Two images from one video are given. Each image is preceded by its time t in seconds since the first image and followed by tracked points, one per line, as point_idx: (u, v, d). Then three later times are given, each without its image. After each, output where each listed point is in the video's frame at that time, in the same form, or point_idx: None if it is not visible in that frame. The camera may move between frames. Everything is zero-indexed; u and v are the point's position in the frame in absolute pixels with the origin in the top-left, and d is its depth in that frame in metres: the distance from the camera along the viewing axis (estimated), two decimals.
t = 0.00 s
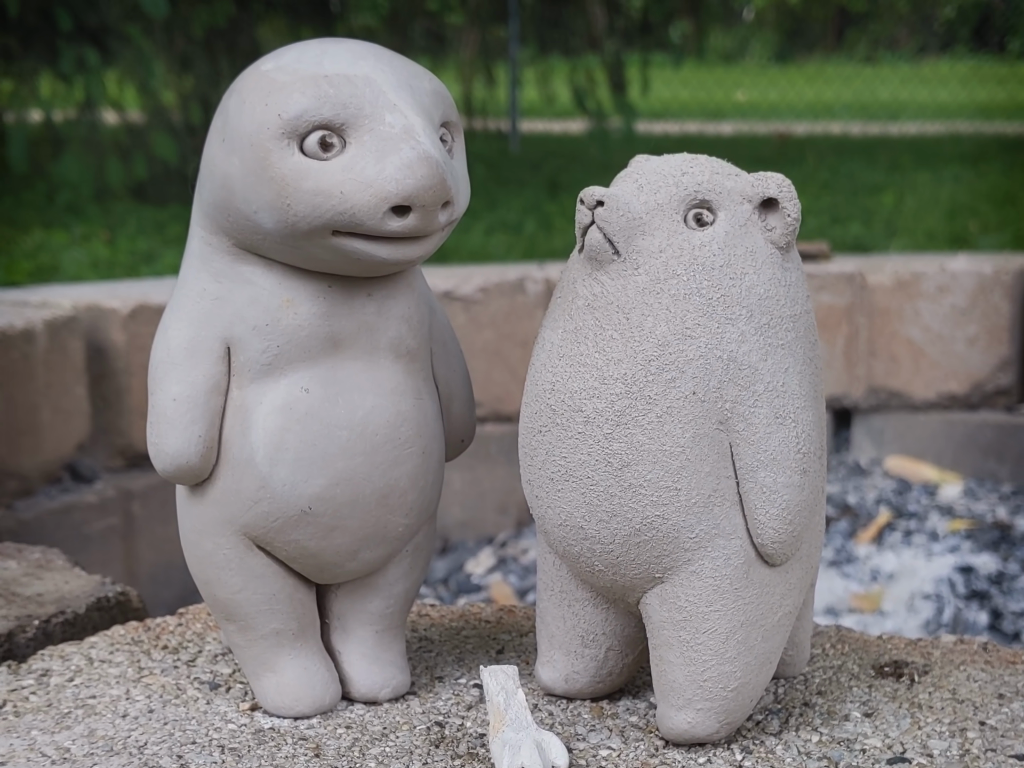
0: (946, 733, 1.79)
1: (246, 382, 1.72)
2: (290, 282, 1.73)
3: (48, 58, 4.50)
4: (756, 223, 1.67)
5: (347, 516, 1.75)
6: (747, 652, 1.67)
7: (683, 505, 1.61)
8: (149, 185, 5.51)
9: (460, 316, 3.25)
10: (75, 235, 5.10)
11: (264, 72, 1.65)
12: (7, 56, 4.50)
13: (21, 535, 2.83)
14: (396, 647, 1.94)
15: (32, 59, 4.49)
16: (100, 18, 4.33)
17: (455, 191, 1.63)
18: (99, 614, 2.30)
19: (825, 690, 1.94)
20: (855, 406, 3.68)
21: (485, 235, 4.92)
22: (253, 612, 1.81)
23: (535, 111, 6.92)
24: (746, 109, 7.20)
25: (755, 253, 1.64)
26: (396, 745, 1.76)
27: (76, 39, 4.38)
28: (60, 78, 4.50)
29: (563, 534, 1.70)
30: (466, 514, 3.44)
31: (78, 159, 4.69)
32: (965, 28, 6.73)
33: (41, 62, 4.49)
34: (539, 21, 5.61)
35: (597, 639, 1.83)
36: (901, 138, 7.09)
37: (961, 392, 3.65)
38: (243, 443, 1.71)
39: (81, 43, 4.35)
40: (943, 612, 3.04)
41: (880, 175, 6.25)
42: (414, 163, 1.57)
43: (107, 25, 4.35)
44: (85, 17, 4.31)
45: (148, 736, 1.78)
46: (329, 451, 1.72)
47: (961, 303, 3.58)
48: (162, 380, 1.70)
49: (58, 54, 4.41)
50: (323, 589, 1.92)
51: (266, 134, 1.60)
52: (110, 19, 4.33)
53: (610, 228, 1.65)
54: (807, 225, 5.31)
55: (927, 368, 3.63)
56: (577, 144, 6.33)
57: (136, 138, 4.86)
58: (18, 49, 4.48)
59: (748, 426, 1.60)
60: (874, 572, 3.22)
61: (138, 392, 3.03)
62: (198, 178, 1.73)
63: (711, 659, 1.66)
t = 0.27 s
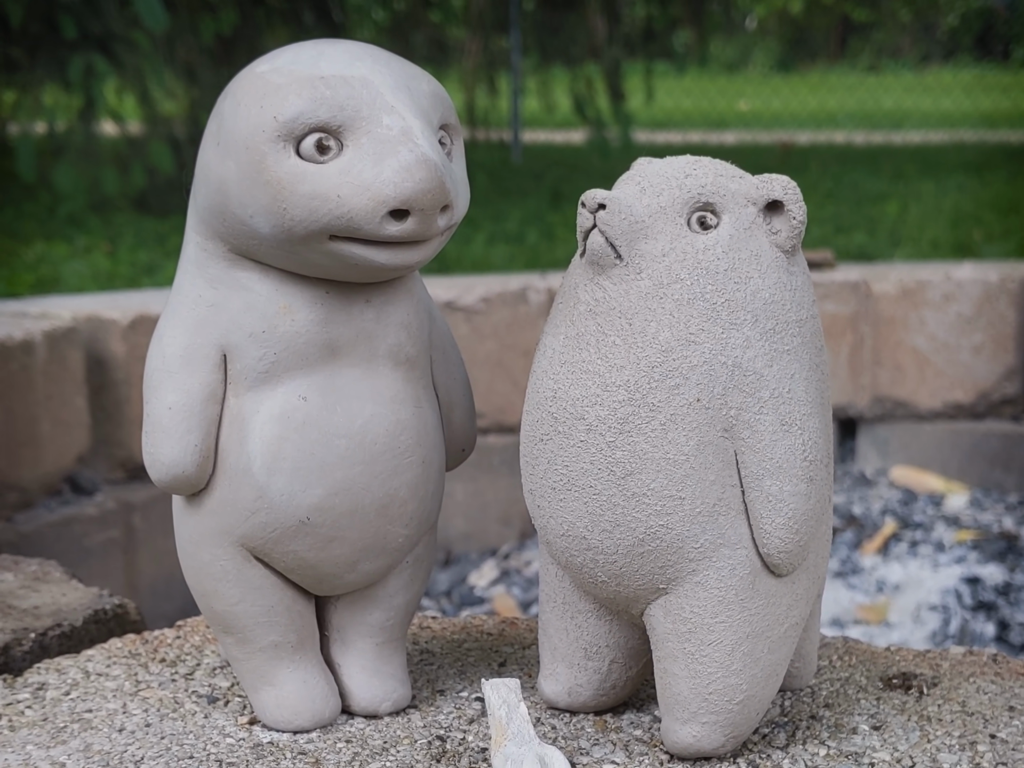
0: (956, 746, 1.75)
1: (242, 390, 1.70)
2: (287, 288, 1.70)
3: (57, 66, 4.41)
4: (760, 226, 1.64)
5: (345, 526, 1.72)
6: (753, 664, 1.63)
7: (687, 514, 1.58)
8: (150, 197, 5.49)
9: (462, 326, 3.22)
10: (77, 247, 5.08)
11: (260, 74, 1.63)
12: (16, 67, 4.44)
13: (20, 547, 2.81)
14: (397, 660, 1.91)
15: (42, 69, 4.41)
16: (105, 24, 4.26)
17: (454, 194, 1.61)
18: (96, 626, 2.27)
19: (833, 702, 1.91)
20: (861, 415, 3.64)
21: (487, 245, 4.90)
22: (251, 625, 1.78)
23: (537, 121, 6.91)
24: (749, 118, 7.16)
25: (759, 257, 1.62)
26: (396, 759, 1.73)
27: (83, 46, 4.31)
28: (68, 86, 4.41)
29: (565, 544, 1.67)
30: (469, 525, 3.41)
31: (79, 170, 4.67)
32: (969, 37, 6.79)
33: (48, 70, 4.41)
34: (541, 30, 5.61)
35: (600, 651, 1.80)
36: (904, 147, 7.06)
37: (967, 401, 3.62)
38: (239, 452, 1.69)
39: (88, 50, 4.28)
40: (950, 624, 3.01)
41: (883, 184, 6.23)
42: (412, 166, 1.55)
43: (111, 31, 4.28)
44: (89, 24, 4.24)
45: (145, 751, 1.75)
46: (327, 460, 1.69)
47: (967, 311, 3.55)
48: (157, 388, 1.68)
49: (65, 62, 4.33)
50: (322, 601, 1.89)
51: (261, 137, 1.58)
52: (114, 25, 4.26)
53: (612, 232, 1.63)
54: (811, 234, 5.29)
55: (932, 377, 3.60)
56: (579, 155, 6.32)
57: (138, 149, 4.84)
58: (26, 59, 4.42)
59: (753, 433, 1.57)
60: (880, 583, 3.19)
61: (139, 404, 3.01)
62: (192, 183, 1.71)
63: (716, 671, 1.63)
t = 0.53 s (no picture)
0: (965, 761, 1.73)
1: (241, 398, 1.67)
2: (286, 295, 1.67)
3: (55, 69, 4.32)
4: (767, 232, 1.62)
5: (345, 536, 1.70)
6: (759, 677, 1.61)
7: (692, 525, 1.55)
8: (148, 201, 5.46)
9: (459, 332, 3.20)
10: (72, 251, 5.05)
11: (259, 78, 1.60)
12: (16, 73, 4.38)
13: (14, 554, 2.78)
14: (397, 672, 1.88)
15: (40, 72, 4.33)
16: (104, 26, 4.18)
17: (456, 199, 1.58)
18: (92, 636, 2.24)
19: (839, 715, 1.88)
20: (861, 421, 3.62)
21: (485, 251, 4.87)
22: (249, 636, 1.75)
23: (535, 126, 6.89)
24: (746, 123, 7.17)
25: (766, 263, 1.59)
26: None
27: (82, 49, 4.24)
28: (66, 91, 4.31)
29: (568, 555, 1.64)
30: (466, 532, 3.38)
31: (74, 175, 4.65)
32: (968, 43, 6.93)
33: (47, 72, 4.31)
34: (540, 34, 5.59)
35: (603, 663, 1.78)
36: (903, 152, 7.03)
37: (968, 408, 3.59)
38: (238, 461, 1.66)
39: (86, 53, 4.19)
40: (951, 631, 2.98)
41: (881, 190, 6.22)
42: (414, 171, 1.52)
43: (110, 34, 4.21)
44: (88, 27, 4.17)
45: (140, 765, 1.72)
46: (326, 469, 1.66)
47: (968, 318, 3.52)
48: (154, 396, 1.65)
49: (64, 65, 4.24)
50: (321, 611, 1.87)
51: (261, 141, 1.55)
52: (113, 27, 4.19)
53: (617, 238, 1.60)
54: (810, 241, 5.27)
55: (933, 383, 3.57)
56: (576, 161, 6.31)
57: (135, 154, 4.81)
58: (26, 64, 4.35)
59: (760, 442, 1.54)
60: (880, 591, 3.16)
61: (134, 410, 2.98)
62: (190, 188, 1.69)
63: (722, 684, 1.60)
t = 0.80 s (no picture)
0: None
1: (239, 407, 1.65)
2: (285, 301, 1.65)
3: (51, 71, 4.25)
4: (773, 239, 1.59)
5: (345, 546, 1.68)
6: (764, 687, 1.59)
7: (697, 535, 1.53)
8: (145, 201, 5.44)
9: (457, 333, 3.17)
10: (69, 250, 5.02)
11: (258, 82, 1.58)
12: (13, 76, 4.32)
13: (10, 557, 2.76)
14: (396, 680, 1.86)
15: (35, 73, 4.27)
16: (103, 29, 4.10)
17: (458, 206, 1.56)
18: (87, 642, 2.23)
19: (844, 724, 1.86)
20: (861, 422, 3.60)
21: (483, 251, 4.85)
22: (247, 646, 1.72)
23: (533, 125, 6.86)
24: (745, 123, 7.15)
25: (772, 271, 1.57)
26: None
27: (80, 52, 4.15)
28: (63, 92, 4.24)
29: (571, 564, 1.62)
30: (465, 533, 3.36)
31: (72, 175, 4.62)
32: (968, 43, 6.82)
33: (44, 74, 4.25)
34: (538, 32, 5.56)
35: (606, 672, 1.76)
36: (902, 153, 7.02)
37: (968, 409, 3.57)
38: (235, 470, 1.64)
39: (85, 57, 4.12)
40: (952, 632, 2.96)
41: (880, 190, 6.19)
42: (415, 177, 1.50)
43: (110, 37, 4.14)
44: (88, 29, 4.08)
45: None
46: (326, 479, 1.64)
47: (968, 320, 3.50)
48: (151, 404, 1.63)
49: (62, 67, 4.16)
50: (319, 620, 1.84)
51: (260, 147, 1.53)
52: (114, 30, 4.12)
53: (620, 245, 1.58)
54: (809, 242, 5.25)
55: (934, 384, 3.55)
56: (574, 160, 6.29)
57: (132, 153, 4.79)
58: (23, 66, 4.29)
59: (765, 452, 1.52)
60: (880, 592, 3.14)
61: (131, 411, 2.95)
62: (188, 194, 1.66)
63: (726, 695, 1.58)
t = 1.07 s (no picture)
0: None
1: (236, 413, 1.62)
2: (283, 306, 1.62)
3: (41, 82, 4.27)
4: (780, 242, 1.57)
5: (343, 555, 1.64)
6: (769, 700, 1.56)
7: (702, 544, 1.50)
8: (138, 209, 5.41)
9: (453, 341, 3.14)
10: (61, 258, 4.99)
11: (256, 82, 1.55)
12: (4, 83, 4.31)
13: None
14: (393, 692, 1.83)
15: (25, 82, 4.28)
16: (94, 40, 4.13)
17: (460, 209, 1.53)
18: (79, 654, 2.20)
19: (850, 737, 1.83)
20: (859, 431, 3.56)
21: (479, 259, 4.83)
22: (242, 657, 1.69)
23: (528, 133, 6.83)
24: (740, 131, 7.14)
25: (780, 276, 1.54)
26: None
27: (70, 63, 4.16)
28: (53, 102, 4.27)
29: (573, 574, 1.59)
30: (461, 543, 3.33)
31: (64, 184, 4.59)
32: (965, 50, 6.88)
33: (34, 85, 4.27)
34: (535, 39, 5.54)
35: (607, 684, 1.72)
36: (898, 161, 7.00)
37: (968, 418, 3.55)
38: (232, 477, 1.61)
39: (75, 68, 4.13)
40: (951, 644, 2.93)
41: (878, 198, 6.17)
42: (417, 179, 1.47)
43: (100, 48, 4.14)
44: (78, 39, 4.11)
45: None
46: (324, 487, 1.61)
47: (968, 328, 3.48)
48: (147, 410, 1.60)
49: (52, 76, 4.18)
50: (315, 630, 1.81)
51: (258, 148, 1.50)
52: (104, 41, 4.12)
53: (625, 249, 1.55)
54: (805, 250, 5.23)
55: (933, 393, 3.53)
56: (570, 169, 6.28)
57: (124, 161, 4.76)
58: (11, 75, 4.28)
59: (772, 460, 1.49)
60: (879, 602, 3.12)
61: (123, 419, 2.92)
62: (184, 197, 1.63)
63: (731, 707, 1.55)
